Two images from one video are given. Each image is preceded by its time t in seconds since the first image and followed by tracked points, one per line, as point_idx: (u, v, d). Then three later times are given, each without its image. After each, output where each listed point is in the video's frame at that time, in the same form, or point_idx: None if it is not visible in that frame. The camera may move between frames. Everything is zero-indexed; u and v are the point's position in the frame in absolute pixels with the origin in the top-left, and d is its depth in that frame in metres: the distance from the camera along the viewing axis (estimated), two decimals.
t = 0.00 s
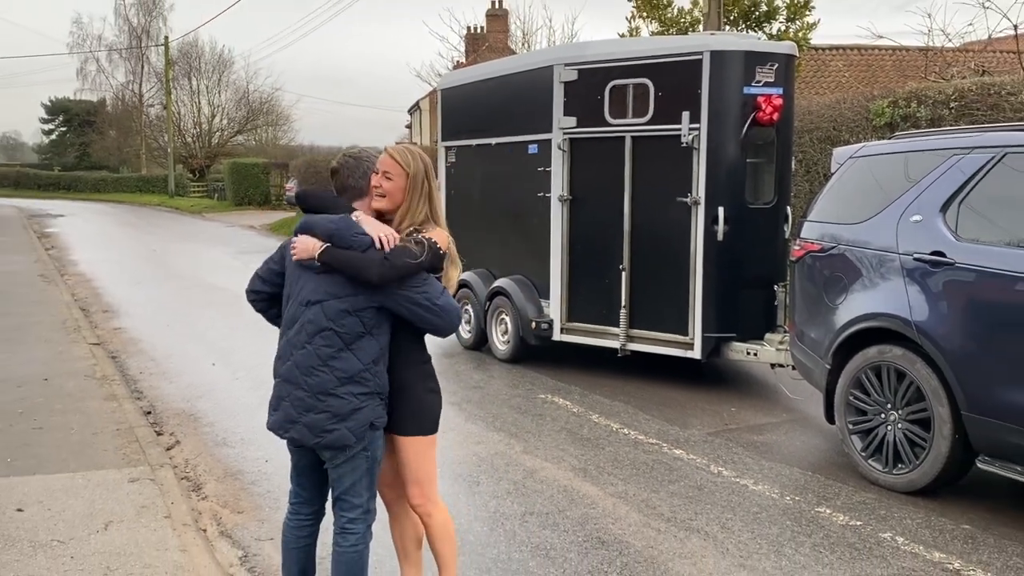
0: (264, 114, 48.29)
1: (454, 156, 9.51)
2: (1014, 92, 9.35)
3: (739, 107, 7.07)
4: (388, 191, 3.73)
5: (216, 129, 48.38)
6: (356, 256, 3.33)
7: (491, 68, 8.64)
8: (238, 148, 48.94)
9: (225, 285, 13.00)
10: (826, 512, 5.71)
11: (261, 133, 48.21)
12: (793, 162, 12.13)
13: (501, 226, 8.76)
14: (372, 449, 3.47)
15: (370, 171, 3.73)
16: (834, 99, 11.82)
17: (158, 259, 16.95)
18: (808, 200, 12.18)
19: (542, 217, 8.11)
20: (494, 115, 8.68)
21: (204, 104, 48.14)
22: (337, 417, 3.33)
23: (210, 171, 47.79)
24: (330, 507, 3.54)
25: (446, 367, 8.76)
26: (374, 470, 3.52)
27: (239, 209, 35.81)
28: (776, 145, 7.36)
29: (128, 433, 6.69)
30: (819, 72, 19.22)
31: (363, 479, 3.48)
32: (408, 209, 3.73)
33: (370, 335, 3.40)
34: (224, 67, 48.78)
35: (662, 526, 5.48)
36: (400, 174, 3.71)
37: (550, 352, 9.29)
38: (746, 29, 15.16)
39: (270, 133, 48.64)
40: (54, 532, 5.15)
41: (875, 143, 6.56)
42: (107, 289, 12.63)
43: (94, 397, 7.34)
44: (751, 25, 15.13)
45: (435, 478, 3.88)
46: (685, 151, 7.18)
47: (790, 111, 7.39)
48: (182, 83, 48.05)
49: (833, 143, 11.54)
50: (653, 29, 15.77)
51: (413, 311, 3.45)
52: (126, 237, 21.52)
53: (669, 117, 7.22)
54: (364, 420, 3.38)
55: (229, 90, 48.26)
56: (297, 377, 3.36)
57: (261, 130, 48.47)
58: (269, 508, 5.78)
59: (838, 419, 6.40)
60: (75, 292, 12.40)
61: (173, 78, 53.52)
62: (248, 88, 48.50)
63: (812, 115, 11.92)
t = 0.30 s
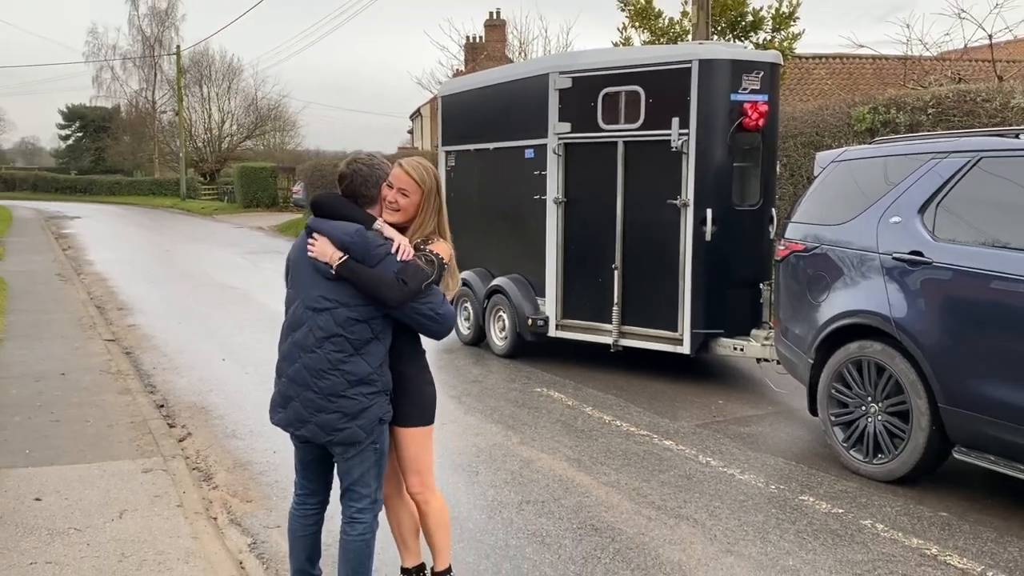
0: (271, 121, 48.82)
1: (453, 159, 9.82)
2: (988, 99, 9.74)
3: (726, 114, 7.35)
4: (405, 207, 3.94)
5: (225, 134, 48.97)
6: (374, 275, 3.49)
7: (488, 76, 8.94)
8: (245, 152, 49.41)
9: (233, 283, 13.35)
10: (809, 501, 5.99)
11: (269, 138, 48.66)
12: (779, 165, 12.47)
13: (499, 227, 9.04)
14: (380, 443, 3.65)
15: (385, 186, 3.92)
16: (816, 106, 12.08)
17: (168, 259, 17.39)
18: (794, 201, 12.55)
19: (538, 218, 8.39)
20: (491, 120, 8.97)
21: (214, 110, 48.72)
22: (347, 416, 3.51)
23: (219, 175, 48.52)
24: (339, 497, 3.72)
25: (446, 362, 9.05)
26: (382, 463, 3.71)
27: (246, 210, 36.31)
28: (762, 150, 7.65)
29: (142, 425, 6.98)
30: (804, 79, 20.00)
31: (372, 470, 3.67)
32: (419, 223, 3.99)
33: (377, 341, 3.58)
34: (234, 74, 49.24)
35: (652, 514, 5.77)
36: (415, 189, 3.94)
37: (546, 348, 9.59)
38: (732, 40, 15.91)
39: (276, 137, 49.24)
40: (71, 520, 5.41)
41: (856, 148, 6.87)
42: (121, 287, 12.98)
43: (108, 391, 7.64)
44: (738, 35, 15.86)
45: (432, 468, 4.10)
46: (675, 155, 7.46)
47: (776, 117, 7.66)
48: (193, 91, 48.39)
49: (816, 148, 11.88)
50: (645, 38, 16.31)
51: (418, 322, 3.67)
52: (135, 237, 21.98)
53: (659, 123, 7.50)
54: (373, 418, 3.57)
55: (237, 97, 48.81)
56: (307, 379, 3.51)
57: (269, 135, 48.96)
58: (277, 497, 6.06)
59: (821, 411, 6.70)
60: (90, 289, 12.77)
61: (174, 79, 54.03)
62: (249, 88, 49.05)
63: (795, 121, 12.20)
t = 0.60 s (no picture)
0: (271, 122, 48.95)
1: (451, 160, 9.91)
2: (978, 100, 9.87)
3: (720, 115, 7.45)
4: (402, 205, 4.04)
5: (225, 135, 49.05)
6: (372, 274, 3.56)
7: (485, 78, 9.03)
8: (245, 153, 49.49)
9: (233, 282, 13.46)
10: (801, 496, 6.08)
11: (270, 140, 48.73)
12: (772, 165, 12.60)
13: (496, 227, 9.14)
14: (380, 442, 3.72)
15: (381, 184, 4.03)
16: (808, 107, 12.20)
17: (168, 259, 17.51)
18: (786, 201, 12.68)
19: (535, 218, 8.49)
20: (488, 121, 9.07)
21: (215, 112, 48.72)
22: (345, 414, 3.57)
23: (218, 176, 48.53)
24: (340, 497, 3.80)
25: (443, 360, 9.14)
26: (382, 461, 3.78)
27: (245, 211, 36.42)
28: (754, 150, 7.75)
29: (143, 423, 7.07)
30: (796, 81, 20.29)
31: (373, 469, 3.74)
32: (415, 220, 4.06)
33: (376, 335, 3.65)
34: (234, 76, 49.09)
35: (647, 509, 5.86)
36: (411, 186, 4.04)
37: (542, 347, 9.69)
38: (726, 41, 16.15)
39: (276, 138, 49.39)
40: (73, 516, 5.49)
41: (848, 149, 6.97)
42: (122, 286, 13.06)
43: (110, 389, 7.72)
44: (731, 37, 16.08)
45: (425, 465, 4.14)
46: (669, 156, 7.55)
47: (768, 118, 7.78)
48: (193, 92, 48.23)
49: (808, 149, 11.99)
50: (640, 41, 16.47)
51: (414, 311, 3.78)
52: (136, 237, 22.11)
53: (654, 125, 7.59)
54: (372, 415, 3.64)
55: (237, 99, 48.91)
56: (304, 378, 3.56)
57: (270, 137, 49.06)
58: (277, 494, 6.14)
59: (813, 408, 6.79)
60: (92, 289, 12.86)
61: (172, 79, 54.13)
62: (246, 88, 49.15)
63: (788, 122, 12.31)
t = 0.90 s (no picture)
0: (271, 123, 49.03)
1: (449, 161, 10.03)
2: (967, 102, 9.99)
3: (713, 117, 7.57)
4: (375, 194, 4.12)
5: (228, 137, 49.19)
6: (356, 269, 3.62)
7: (482, 80, 9.16)
8: (247, 153, 49.57)
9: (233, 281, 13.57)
10: (794, 491, 6.20)
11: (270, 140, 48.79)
12: (764, 165, 12.72)
13: (493, 227, 9.26)
14: (386, 435, 3.85)
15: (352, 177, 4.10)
16: (800, 109, 12.32)
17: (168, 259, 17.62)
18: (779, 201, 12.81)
19: (532, 218, 8.61)
20: (485, 123, 9.18)
21: (216, 112, 48.74)
22: (357, 411, 3.69)
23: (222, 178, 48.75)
24: (347, 491, 3.91)
25: (441, 358, 9.26)
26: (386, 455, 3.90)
27: (245, 211, 36.50)
28: (747, 151, 7.88)
29: (146, 420, 7.18)
30: (788, 83, 20.41)
31: (377, 462, 3.86)
32: (389, 208, 4.13)
33: (376, 330, 3.74)
34: (234, 78, 49.03)
35: (643, 504, 5.98)
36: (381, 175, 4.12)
37: (538, 345, 9.81)
38: (719, 44, 16.30)
39: (275, 138, 49.48)
40: (77, 512, 5.59)
41: (839, 150, 7.09)
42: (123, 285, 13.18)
43: (113, 386, 7.83)
44: (724, 40, 16.22)
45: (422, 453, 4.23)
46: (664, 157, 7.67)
47: (760, 120, 7.92)
48: (195, 94, 48.47)
49: (799, 151, 12.12)
50: (634, 43, 16.59)
51: (403, 298, 3.85)
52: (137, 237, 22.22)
53: (649, 126, 7.71)
54: (381, 410, 3.77)
55: (239, 100, 48.95)
56: (311, 381, 3.67)
57: (271, 137, 49.12)
58: (278, 490, 6.26)
59: (805, 405, 6.92)
60: (94, 288, 12.96)
61: (171, 78, 54.19)
62: (244, 88, 49.22)
63: (780, 124, 12.43)
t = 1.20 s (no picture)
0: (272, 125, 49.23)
1: (447, 162, 10.14)
2: (957, 104, 10.10)
3: (708, 120, 7.67)
4: (331, 190, 3.99)
5: (229, 139, 49.37)
6: (324, 266, 3.63)
7: (479, 84, 9.26)
8: (248, 155, 49.76)
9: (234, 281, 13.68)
10: (786, 488, 6.30)
11: (269, 142, 48.94)
12: (758, 167, 12.83)
13: (490, 227, 9.36)
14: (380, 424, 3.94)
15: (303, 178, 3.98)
16: (794, 111, 12.43)
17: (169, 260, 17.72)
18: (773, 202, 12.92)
19: (528, 219, 8.71)
20: (483, 125, 9.28)
21: (218, 116, 48.91)
22: (352, 400, 3.79)
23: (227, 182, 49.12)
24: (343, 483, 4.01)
25: (439, 357, 9.36)
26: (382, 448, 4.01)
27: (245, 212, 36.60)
28: (740, 153, 7.98)
29: (149, 418, 7.27)
30: (781, 86, 20.58)
31: (373, 455, 3.96)
32: (347, 199, 4.01)
33: (360, 323, 3.80)
34: (236, 81, 49.18)
35: (637, 501, 6.09)
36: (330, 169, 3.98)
37: (535, 343, 9.91)
38: (714, 47, 16.43)
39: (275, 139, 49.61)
40: (81, 509, 5.70)
41: (832, 152, 7.20)
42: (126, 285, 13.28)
43: (116, 385, 7.93)
44: (718, 43, 16.34)
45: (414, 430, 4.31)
46: (658, 158, 7.77)
47: (753, 122, 8.02)
48: (196, 97, 48.46)
49: (793, 152, 12.24)
50: (630, 46, 16.71)
51: (376, 284, 3.86)
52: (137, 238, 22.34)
53: (644, 128, 7.81)
54: (376, 398, 3.88)
55: (240, 102, 49.07)
56: (308, 377, 3.78)
57: (272, 139, 49.28)
58: (279, 487, 6.36)
59: (798, 403, 7.03)
60: (97, 288, 13.06)
61: (170, 80, 54.29)
62: (243, 89, 49.33)
63: (773, 126, 12.54)
